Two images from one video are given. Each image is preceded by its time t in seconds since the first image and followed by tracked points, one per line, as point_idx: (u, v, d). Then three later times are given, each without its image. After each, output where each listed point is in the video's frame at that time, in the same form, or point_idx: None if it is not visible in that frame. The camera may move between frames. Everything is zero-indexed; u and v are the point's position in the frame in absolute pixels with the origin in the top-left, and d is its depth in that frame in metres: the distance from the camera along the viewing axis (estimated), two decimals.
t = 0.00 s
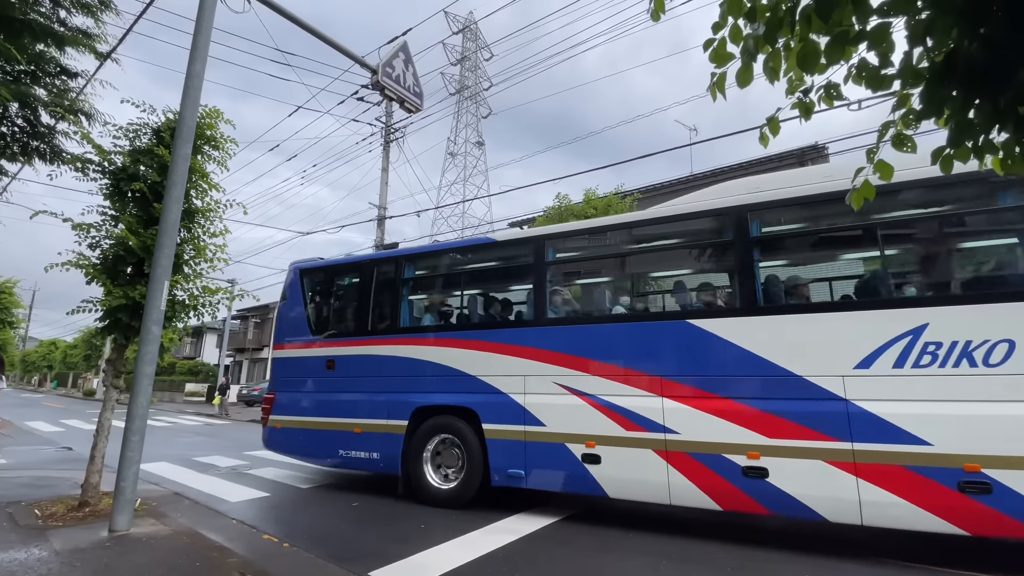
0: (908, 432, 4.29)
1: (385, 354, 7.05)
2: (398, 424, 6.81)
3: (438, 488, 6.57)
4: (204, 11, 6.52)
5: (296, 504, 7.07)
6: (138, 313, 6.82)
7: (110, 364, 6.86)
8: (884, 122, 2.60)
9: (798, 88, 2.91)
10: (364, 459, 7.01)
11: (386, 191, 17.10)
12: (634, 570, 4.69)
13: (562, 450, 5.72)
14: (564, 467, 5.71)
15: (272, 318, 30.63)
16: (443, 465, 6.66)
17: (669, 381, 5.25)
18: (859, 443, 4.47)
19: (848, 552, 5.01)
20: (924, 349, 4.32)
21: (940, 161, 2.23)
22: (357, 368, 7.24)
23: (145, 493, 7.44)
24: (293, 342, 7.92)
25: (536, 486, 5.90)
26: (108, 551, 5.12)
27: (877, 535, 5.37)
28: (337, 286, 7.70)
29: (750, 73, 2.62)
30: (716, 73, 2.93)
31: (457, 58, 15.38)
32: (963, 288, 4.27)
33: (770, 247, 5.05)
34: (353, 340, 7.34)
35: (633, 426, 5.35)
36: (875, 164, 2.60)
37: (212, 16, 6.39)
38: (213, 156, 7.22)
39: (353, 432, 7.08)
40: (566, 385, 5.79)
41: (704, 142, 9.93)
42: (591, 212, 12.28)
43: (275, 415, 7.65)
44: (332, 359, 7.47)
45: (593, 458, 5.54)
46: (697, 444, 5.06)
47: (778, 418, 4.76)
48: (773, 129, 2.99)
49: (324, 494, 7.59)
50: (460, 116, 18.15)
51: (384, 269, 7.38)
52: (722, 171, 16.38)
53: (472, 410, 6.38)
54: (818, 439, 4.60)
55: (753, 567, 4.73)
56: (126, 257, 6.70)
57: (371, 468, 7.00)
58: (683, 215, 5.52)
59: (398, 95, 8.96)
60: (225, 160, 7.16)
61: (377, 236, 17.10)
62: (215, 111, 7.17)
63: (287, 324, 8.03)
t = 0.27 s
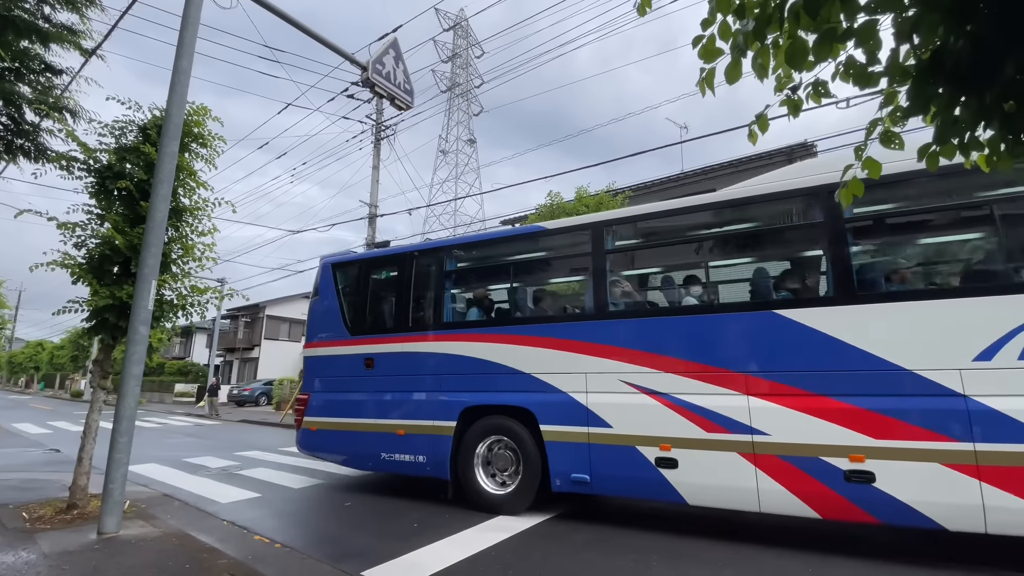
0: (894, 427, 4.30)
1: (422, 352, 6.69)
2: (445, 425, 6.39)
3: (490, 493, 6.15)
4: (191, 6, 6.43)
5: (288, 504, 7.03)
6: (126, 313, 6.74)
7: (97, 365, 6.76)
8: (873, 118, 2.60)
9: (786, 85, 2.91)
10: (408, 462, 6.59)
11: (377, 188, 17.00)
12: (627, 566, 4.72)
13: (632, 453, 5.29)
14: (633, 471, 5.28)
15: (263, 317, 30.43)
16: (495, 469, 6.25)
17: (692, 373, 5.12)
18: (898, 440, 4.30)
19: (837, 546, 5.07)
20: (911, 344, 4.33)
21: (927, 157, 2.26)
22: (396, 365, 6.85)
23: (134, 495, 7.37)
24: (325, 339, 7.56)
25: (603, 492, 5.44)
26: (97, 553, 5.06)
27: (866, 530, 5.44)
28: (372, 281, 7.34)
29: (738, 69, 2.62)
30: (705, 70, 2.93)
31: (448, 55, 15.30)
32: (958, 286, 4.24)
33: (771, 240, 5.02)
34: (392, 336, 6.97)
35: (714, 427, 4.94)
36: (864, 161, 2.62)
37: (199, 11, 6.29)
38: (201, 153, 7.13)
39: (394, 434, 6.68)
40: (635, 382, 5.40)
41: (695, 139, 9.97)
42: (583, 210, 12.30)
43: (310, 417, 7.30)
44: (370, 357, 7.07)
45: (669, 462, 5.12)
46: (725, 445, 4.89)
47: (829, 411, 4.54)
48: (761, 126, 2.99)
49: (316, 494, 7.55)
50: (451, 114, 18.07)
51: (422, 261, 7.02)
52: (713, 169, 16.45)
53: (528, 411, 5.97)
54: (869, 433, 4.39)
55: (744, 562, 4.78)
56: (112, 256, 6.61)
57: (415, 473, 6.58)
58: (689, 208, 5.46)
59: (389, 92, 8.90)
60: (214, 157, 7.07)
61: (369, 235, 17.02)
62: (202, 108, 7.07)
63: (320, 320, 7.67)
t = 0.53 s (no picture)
0: (883, 412, 4.35)
1: (475, 341, 6.37)
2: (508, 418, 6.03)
3: (556, 490, 5.78)
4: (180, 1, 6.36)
5: (290, 500, 7.06)
6: (122, 312, 6.73)
7: (95, 365, 6.76)
8: (864, 107, 2.61)
9: (778, 76, 2.92)
10: (465, 458, 6.24)
11: (373, 183, 16.94)
12: (627, 555, 4.78)
13: (721, 448, 4.90)
14: (721, 468, 4.90)
15: (261, 314, 30.42)
16: (562, 465, 5.86)
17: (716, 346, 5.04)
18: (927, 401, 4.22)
19: (834, 533, 5.14)
20: (968, 327, 4.17)
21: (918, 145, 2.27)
22: (448, 357, 6.52)
23: (136, 493, 7.41)
24: (371, 329, 7.25)
25: (687, 489, 5.06)
26: (99, 551, 5.08)
27: (861, 516, 5.51)
28: (419, 269, 7.04)
29: (729, 61, 2.62)
30: (695, 62, 2.93)
31: (442, 48, 15.18)
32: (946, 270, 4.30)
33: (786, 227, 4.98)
34: (442, 325, 6.64)
35: (817, 419, 4.56)
36: (854, 150, 2.63)
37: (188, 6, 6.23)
38: (194, 150, 7.09)
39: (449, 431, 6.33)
40: (720, 371, 5.01)
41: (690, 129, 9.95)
42: (579, 203, 12.29)
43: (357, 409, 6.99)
44: (420, 348, 6.74)
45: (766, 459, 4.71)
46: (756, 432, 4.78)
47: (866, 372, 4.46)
48: (754, 117, 2.99)
49: (318, 489, 7.59)
50: (447, 107, 17.98)
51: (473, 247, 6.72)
52: (710, 160, 16.41)
53: (599, 404, 5.59)
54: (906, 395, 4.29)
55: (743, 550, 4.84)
56: (107, 255, 6.59)
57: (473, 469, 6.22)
58: (698, 194, 5.44)
59: (383, 86, 8.85)
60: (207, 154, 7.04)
61: (365, 230, 16.98)
62: (194, 104, 7.02)
63: (364, 310, 7.36)
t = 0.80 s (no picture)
0: (891, 396, 4.34)
1: (532, 324, 6.12)
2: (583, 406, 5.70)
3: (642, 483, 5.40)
4: None
5: (301, 489, 7.17)
6: (131, 307, 6.79)
7: (105, 360, 6.85)
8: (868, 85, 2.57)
9: (781, 55, 2.88)
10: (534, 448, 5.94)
11: (375, 174, 16.91)
12: (636, 537, 4.85)
13: (833, 435, 4.51)
14: (829, 457, 4.53)
15: (268, 307, 30.64)
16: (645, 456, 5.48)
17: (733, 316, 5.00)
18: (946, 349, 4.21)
19: (840, 513, 5.18)
20: None
21: (922, 123, 2.24)
22: (511, 342, 6.23)
23: (151, 484, 7.55)
24: (426, 316, 6.99)
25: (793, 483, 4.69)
26: (118, 541, 5.20)
27: (868, 496, 5.54)
28: (477, 250, 6.77)
29: (730, 41, 2.59)
30: (696, 42, 2.89)
31: (441, 35, 15.02)
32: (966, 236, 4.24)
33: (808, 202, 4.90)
34: (502, 308, 6.36)
35: (886, 403, 4.36)
36: (858, 129, 2.60)
37: None
38: (196, 144, 7.09)
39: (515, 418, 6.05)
40: (831, 352, 4.60)
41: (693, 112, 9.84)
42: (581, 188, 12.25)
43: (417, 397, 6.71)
44: (480, 332, 6.45)
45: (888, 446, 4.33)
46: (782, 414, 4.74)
47: (884, 329, 4.42)
48: (757, 98, 2.96)
49: (329, 478, 7.70)
50: (447, 95, 17.84)
51: (535, 225, 6.40)
52: (714, 143, 16.24)
53: (689, 390, 5.20)
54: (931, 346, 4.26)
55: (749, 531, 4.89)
56: (114, 251, 6.63)
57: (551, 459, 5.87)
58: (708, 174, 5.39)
59: (382, 75, 8.79)
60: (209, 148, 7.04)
61: (368, 221, 16.97)
62: (194, 98, 7.01)
63: (416, 295, 7.11)
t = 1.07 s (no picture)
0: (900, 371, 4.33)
1: (606, 300, 5.76)
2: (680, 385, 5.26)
3: (745, 467, 4.95)
4: None
5: (318, 470, 7.35)
6: (146, 297, 6.91)
7: (123, 349, 7.01)
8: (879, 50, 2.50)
9: (788, 21, 2.80)
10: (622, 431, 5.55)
11: (381, 159, 16.87)
12: (646, 513, 4.93)
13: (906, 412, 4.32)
14: (965, 437, 4.13)
15: (280, 295, 30.99)
16: (745, 439, 5.03)
17: (756, 282, 4.94)
18: (972, 297, 4.15)
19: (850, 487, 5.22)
20: None
21: (935, 88, 2.19)
22: (584, 320, 5.89)
23: (173, 469, 7.77)
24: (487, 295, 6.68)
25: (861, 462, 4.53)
26: (144, 523, 5.38)
27: (879, 470, 5.55)
28: (541, 222, 6.43)
29: (734, 8, 2.52)
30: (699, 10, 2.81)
31: (443, 15, 14.78)
32: (991, 187, 4.17)
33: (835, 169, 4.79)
34: (574, 284, 6.01)
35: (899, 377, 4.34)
36: (870, 96, 2.54)
37: None
38: (203, 133, 7.11)
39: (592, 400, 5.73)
40: (973, 320, 4.15)
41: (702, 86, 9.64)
42: (589, 168, 12.12)
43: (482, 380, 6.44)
44: (548, 310, 6.14)
45: None
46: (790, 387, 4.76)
47: (907, 283, 4.37)
48: (763, 67, 2.88)
49: (345, 460, 7.88)
50: (452, 76, 17.63)
51: (608, 193, 6.01)
52: (724, 118, 15.91)
53: (800, 369, 4.77)
54: (962, 295, 4.17)
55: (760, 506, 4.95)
56: (127, 241, 6.73)
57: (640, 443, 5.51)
58: (730, 147, 5.30)
59: (384, 57, 8.71)
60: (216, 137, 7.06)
61: (376, 206, 16.98)
62: (199, 87, 7.01)
63: (475, 271, 6.79)
